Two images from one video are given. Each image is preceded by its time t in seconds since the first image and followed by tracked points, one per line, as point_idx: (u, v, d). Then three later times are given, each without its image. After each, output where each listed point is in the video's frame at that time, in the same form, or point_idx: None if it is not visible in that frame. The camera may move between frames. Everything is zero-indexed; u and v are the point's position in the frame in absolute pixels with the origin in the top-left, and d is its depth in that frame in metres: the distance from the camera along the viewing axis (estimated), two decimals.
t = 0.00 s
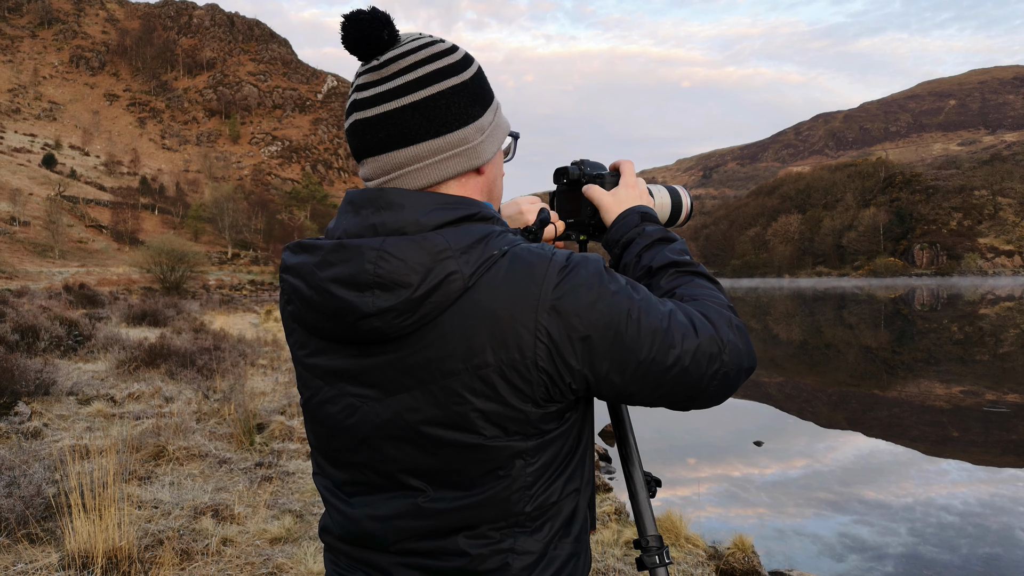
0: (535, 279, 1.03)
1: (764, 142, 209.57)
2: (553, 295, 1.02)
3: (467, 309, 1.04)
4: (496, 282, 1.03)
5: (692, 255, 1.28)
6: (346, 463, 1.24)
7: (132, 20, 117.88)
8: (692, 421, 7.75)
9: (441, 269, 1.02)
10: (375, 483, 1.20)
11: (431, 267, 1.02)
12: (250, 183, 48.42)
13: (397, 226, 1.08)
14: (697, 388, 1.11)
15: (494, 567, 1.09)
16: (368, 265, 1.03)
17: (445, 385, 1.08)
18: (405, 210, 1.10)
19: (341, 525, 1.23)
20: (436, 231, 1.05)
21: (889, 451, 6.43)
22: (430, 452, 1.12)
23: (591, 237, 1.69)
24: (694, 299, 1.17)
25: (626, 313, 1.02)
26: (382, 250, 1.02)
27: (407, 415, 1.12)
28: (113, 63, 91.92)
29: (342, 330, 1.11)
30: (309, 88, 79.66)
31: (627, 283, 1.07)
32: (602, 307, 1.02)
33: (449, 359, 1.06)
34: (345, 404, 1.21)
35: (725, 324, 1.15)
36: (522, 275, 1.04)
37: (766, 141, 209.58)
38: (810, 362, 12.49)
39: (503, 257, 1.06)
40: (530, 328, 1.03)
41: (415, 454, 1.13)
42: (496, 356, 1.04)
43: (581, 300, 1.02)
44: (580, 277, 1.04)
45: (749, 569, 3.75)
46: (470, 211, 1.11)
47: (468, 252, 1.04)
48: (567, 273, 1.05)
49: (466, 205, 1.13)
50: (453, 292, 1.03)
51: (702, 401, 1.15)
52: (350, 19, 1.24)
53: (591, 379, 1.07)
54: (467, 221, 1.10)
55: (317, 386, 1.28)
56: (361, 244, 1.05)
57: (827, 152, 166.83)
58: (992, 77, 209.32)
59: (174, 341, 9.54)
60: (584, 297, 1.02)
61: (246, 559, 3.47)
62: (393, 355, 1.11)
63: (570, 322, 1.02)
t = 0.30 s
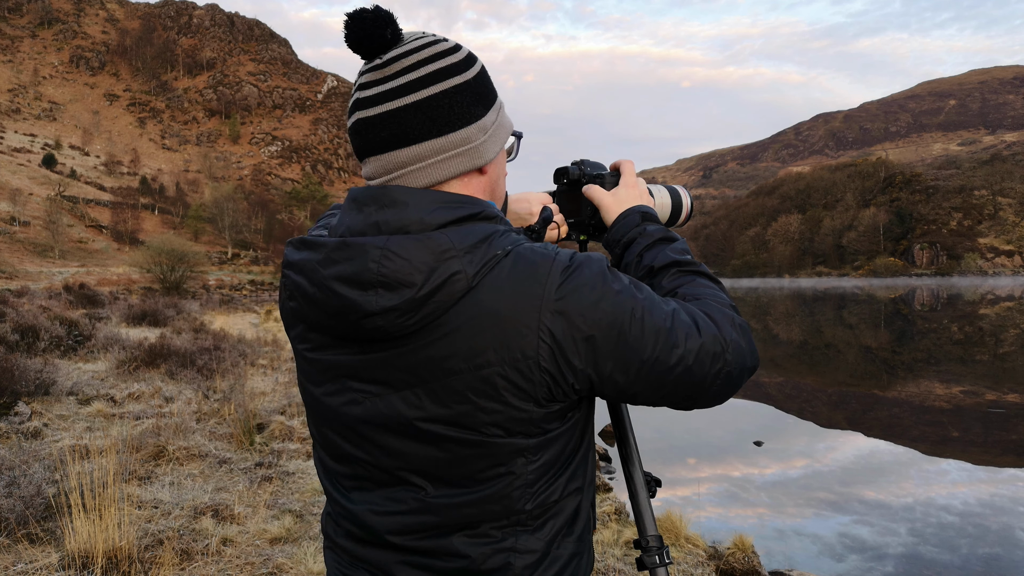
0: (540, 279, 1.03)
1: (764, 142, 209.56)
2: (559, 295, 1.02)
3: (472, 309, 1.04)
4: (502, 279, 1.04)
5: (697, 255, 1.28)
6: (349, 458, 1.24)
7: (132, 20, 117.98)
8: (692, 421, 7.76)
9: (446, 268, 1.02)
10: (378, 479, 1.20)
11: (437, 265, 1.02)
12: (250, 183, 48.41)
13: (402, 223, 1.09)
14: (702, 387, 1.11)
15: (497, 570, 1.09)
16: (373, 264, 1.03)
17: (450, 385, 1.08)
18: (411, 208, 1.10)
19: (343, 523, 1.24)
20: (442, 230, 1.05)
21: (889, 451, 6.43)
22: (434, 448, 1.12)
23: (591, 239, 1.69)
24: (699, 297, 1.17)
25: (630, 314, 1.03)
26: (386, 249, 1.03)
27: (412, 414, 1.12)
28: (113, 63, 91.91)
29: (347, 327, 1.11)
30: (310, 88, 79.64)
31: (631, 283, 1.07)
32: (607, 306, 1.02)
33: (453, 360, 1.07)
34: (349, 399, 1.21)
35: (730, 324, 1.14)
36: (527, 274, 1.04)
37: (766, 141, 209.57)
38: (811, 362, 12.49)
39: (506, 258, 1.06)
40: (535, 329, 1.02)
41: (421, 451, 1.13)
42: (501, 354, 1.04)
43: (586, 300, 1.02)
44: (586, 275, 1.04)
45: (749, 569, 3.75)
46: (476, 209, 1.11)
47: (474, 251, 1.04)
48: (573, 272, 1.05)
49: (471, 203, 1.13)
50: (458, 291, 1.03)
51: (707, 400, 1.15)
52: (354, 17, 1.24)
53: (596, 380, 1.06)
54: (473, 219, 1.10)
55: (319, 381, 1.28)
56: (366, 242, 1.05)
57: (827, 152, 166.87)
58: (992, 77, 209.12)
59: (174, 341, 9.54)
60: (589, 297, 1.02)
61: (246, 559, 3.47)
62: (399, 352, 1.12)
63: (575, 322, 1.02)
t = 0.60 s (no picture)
0: (534, 282, 1.03)
1: (764, 142, 209.58)
2: (553, 299, 1.02)
3: (466, 311, 1.04)
4: (498, 284, 1.03)
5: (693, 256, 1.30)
6: (347, 465, 1.23)
7: (132, 20, 118.01)
8: (692, 421, 7.76)
9: (442, 270, 1.02)
10: (375, 485, 1.20)
11: (431, 270, 1.02)
12: (250, 183, 48.40)
13: (399, 228, 1.09)
14: (699, 392, 1.11)
15: (495, 569, 1.09)
16: (368, 267, 1.04)
17: (443, 386, 1.08)
18: (407, 212, 1.09)
19: (340, 527, 1.23)
20: (438, 234, 1.05)
21: (889, 451, 6.43)
22: (430, 456, 1.12)
23: (592, 239, 1.70)
24: (699, 302, 1.17)
25: (626, 318, 1.03)
26: (381, 252, 1.03)
27: (408, 418, 1.12)
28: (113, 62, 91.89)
29: (342, 329, 1.11)
30: (310, 88, 79.67)
31: (627, 287, 1.07)
32: (605, 308, 1.02)
33: (446, 362, 1.07)
34: (344, 406, 1.21)
35: (726, 329, 1.15)
36: (522, 277, 1.04)
37: (766, 141, 209.58)
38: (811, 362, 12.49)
39: (502, 261, 1.06)
40: (528, 333, 1.03)
41: (416, 459, 1.13)
42: (495, 360, 1.05)
43: (584, 304, 1.02)
44: (581, 278, 1.04)
45: (749, 569, 3.75)
46: (473, 212, 1.11)
47: (468, 254, 1.04)
48: (566, 279, 1.04)
49: (467, 206, 1.13)
50: (452, 294, 1.03)
51: (701, 405, 1.16)
52: (356, 19, 1.24)
53: (591, 384, 1.06)
54: (471, 223, 1.10)
55: (317, 388, 1.28)
56: (361, 247, 1.05)
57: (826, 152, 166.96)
58: (992, 77, 208.92)
59: (174, 341, 9.55)
60: (586, 298, 1.02)
61: (246, 558, 3.47)
62: (394, 358, 1.12)
63: (570, 324, 1.02)
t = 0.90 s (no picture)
0: (516, 279, 1.03)
1: (764, 142, 209.58)
2: (535, 295, 1.02)
3: (449, 310, 1.04)
4: (480, 282, 1.03)
5: (686, 253, 1.29)
6: (342, 464, 1.23)
7: (132, 20, 117.95)
8: (692, 421, 7.76)
9: (424, 270, 1.02)
10: (367, 483, 1.20)
11: (413, 267, 1.02)
12: (250, 183, 48.38)
13: (386, 229, 1.09)
14: (686, 394, 1.11)
15: (482, 568, 1.09)
16: (351, 267, 1.04)
17: (427, 383, 1.08)
18: (392, 213, 1.10)
19: (332, 525, 1.23)
20: (421, 232, 1.06)
21: (889, 451, 6.43)
22: (417, 454, 1.12)
23: (590, 239, 1.70)
24: (690, 302, 1.17)
25: (610, 316, 1.02)
26: (365, 250, 1.03)
27: (392, 417, 1.12)
28: (113, 62, 91.79)
29: (330, 328, 1.11)
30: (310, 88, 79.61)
31: (612, 285, 1.07)
32: (589, 306, 1.02)
33: (430, 362, 1.07)
34: (334, 405, 1.21)
35: (716, 329, 1.14)
36: (504, 279, 1.04)
37: (766, 141, 209.59)
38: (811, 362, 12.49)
39: (486, 259, 1.06)
40: (510, 331, 1.02)
41: (403, 458, 1.13)
42: (476, 358, 1.04)
43: (566, 301, 1.02)
44: (565, 278, 1.04)
45: (749, 569, 3.74)
46: (460, 213, 1.11)
47: (451, 253, 1.04)
48: (550, 277, 1.04)
49: (456, 206, 1.12)
50: (435, 293, 1.03)
51: (691, 405, 1.15)
52: (344, 21, 1.24)
53: (574, 382, 1.06)
54: (457, 224, 1.10)
55: (310, 388, 1.28)
56: (346, 245, 1.06)
57: (826, 152, 166.95)
58: (992, 77, 208.83)
59: (174, 341, 9.55)
60: (567, 294, 1.02)
61: (246, 559, 3.47)
62: (380, 356, 1.12)
63: (551, 321, 1.01)
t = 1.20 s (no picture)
0: (509, 278, 1.03)
1: (764, 142, 209.60)
2: (527, 294, 1.02)
3: (441, 311, 1.04)
4: (471, 282, 1.03)
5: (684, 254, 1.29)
6: (337, 464, 1.24)
7: (132, 20, 117.85)
8: (693, 421, 7.75)
9: (415, 269, 1.02)
10: (362, 482, 1.20)
11: (406, 267, 1.02)
12: (250, 182, 48.40)
13: (382, 228, 1.08)
14: (681, 395, 1.10)
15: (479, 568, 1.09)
16: (343, 266, 1.05)
17: (419, 381, 1.08)
18: (389, 212, 1.09)
19: (328, 525, 1.24)
20: (417, 231, 1.06)
21: (889, 451, 6.43)
22: (410, 454, 1.12)
23: (590, 239, 1.71)
24: (686, 303, 1.16)
25: (602, 317, 1.02)
26: (357, 251, 1.04)
27: (387, 419, 1.13)
28: (114, 62, 91.83)
29: (324, 326, 1.11)
30: (310, 88, 79.57)
31: (605, 284, 1.07)
32: (580, 305, 1.01)
33: (423, 360, 1.07)
34: (331, 403, 1.21)
35: (713, 328, 1.14)
36: (496, 278, 1.03)
37: (766, 141, 209.62)
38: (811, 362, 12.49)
39: (478, 259, 1.06)
40: (501, 331, 1.02)
41: (398, 461, 1.13)
42: (467, 357, 1.04)
43: (557, 300, 1.01)
44: (556, 279, 1.04)
45: (748, 569, 3.75)
46: (456, 213, 1.11)
47: (442, 254, 1.04)
48: (541, 276, 1.04)
49: (452, 207, 1.13)
50: (427, 292, 1.03)
51: (685, 406, 1.15)
52: (344, 21, 1.24)
53: (567, 381, 1.06)
54: (453, 222, 1.10)
55: (308, 387, 1.28)
56: (338, 245, 1.06)
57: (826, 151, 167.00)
58: (992, 77, 208.96)
59: (174, 341, 9.55)
60: (557, 295, 1.02)
61: (246, 559, 3.47)
62: (377, 354, 1.12)
63: (543, 321, 1.01)
